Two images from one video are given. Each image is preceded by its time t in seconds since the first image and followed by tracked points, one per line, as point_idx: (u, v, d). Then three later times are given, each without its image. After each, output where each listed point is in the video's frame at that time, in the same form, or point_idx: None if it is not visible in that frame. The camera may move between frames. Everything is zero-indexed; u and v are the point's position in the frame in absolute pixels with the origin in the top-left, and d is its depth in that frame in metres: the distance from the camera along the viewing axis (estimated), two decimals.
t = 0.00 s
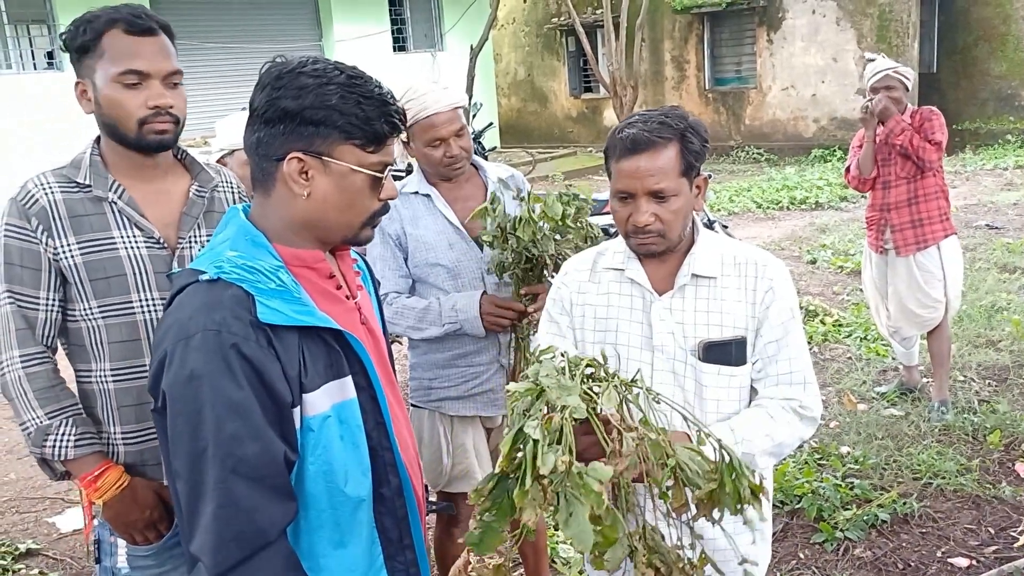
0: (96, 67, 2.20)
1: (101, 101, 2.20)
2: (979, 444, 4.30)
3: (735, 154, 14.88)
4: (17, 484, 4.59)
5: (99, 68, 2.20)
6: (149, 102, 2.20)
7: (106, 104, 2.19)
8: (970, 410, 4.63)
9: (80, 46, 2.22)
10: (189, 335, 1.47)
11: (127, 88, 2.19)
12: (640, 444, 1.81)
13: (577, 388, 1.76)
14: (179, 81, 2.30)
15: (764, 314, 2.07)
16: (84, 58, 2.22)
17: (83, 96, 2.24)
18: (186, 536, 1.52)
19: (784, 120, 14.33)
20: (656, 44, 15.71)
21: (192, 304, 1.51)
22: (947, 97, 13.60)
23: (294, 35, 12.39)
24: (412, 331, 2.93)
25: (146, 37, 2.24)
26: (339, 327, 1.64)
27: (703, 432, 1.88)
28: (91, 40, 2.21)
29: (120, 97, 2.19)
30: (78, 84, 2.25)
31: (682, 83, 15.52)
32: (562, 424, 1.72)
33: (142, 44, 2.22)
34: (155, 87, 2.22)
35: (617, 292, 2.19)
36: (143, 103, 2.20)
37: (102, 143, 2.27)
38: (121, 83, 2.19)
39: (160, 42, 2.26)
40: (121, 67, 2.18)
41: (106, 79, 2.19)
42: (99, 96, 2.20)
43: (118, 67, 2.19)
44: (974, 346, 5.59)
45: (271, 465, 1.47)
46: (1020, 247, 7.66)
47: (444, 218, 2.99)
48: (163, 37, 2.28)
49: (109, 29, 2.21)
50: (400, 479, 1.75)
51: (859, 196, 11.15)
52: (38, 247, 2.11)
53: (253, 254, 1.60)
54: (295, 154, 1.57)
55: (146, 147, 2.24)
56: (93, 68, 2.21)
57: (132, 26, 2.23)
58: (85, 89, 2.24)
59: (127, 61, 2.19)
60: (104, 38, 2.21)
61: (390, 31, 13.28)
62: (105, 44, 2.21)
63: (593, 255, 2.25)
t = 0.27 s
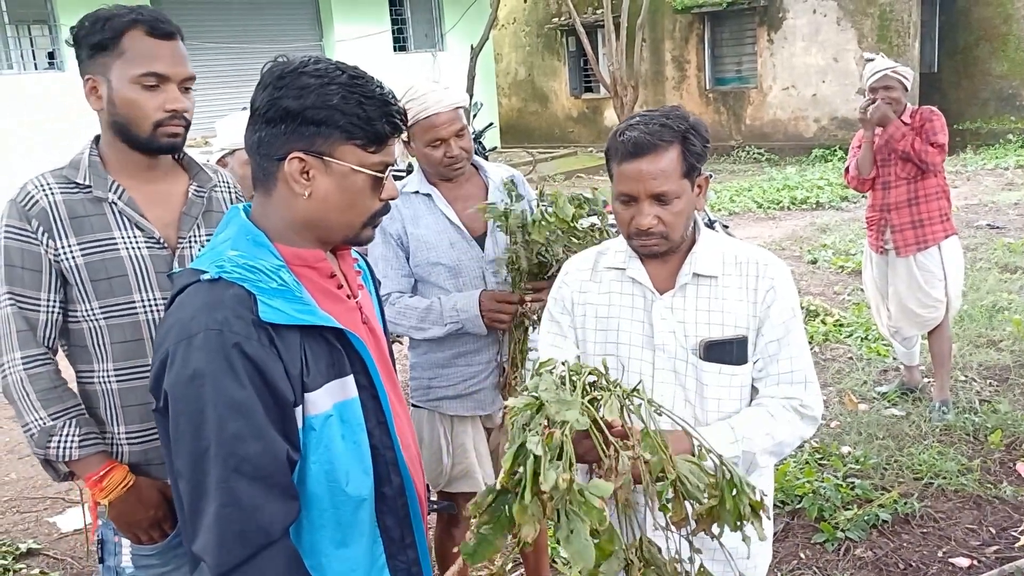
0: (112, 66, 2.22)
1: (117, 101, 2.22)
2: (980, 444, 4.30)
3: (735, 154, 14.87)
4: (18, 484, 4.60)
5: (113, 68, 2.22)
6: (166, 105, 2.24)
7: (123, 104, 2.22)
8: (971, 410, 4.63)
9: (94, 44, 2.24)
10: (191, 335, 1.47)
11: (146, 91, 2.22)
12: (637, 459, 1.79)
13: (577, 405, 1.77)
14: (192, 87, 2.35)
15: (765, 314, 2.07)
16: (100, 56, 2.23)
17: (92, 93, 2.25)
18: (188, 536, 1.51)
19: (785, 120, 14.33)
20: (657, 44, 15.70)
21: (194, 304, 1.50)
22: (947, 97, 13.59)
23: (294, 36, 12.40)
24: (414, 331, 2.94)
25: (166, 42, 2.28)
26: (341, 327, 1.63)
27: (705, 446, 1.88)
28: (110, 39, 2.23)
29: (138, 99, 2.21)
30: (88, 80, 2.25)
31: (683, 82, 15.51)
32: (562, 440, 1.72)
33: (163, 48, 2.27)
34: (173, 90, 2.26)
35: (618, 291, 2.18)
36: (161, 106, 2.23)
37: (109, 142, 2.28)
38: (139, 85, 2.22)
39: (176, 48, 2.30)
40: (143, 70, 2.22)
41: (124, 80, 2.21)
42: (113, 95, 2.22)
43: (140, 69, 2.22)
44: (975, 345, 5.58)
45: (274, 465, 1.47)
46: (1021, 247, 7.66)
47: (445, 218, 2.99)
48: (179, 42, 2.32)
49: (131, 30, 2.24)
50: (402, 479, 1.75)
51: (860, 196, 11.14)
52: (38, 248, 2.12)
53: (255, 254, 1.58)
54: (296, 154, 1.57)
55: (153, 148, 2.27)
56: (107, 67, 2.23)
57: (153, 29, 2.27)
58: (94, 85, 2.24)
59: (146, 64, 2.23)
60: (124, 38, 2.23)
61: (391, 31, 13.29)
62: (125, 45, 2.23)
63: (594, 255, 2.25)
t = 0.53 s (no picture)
0: (119, 67, 2.22)
1: (124, 102, 2.22)
2: (981, 444, 4.30)
3: (736, 154, 14.87)
4: (19, 485, 4.60)
5: (121, 70, 2.22)
6: (174, 109, 2.25)
7: (130, 107, 2.22)
8: (972, 410, 4.62)
9: (100, 45, 2.24)
10: (190, 336, 1.46)
11: (155, 93, 2.23)
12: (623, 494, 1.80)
13: (568, 440, 1.70)
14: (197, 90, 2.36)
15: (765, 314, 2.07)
16: (107, 57, 2.23)
17: (97, 94, 2.25)
18: (189, 538, 1.51)
19: (785, 120, 14.33)
20: (658, 45, 15.70)
21: (193, 306, 1.50)
22: (948, 97, 13.59)
23: (295, 36, 12.40)
24: (416, 333, 2.94)
25: (173, 45, 2.30)
26: (341, 328, 1.63)
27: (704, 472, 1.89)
28: (117, 40, 2.23)
29: (145, 101, 2.22)
30: (93, 81, 2.25)
31: (684, 83, 15.51)
32: (552, 481, 1.66)
33: (171, 51, 2.28)
34: (180, 93, 2.27)
35: (618, 292, 2.18)
36: (168, 109, 2.24)
37: (111, 142, 2.28)
38: (147, 88, 2.22)
39: (183, 52, 2.32)
40: (152, 73, 2.23)
41: (132, 82, 2.22)
42: (119, 97, 2.22)
43: (148, 71, 2.23)
44: (976, 346, 5.58)
45: (274, 466, 1.46)
46: (1022, 248, 7.65)
47: (446, 219, 2.99)
48: (185, 46, 2.34)
49: (139, 32, 2.25)
50: (402, 480, 1.74)
51: (861, 197, 11.14)
52: (40, 250, 2.12)
53: (254, 255, 1.58)
54: (295, 156, 1.57)
55: (159, 150, 2.28)
56: (114, 69, 2.23)
57: (161, 32, 2.28)
58: (100, 85, 2.24)
59: (154, 66, 2.23)
60: (132, 40, 2.24)
61: (391, 31, 13.29)
62: (134, 47, 2.24)
63: (595, 255, 2.25)
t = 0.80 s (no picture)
0: (122, 67, 2.22)
1: (127, 103, 2.22)
2: (982, 445, 4.29)
3: (737, 154, 14.86)
4: (19, 485, 4.60)
5: (124, 70, 2.22)
6: (177, 109, 2.25)
7: (133, 107, 2.22)
8: (974, 411, 4.61)
9: (103, 45, 2.23)
10: (189, 337, 1.45)
11: (158, 94, 2.23)
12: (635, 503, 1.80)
13: (579, 452, 1.72)
14: (198, 89, 2.35)
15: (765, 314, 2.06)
16: (110, 57, 2.22)
17: (99, 94, 2.24)
18: (187, 538, 1.50)
19: (787, 120, 14.32)
20: (658, 45, 15.68)
21: (191, 306, 1.49)
22: (949, 97, 13.58)
23: (296, 36, 12.40)
24: (417, 334, 2.94)
25: (176, 45, 2.29)
26: (340, 329, 1.62)
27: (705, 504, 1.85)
28: (121, 40, 2.22)
29: (148, 101, 2.22)
30: (96, 81, 2.24)
31: (685, 83, 15.49)
32: (563, 493, 1.69)
33: (174, 51, 2.27)
34: (182, 94, 2.26)
35: (618, 291, 2.17)
36: (171, 109, 2.24)
37: (114, 143, 2.27)
38: (151, 88, 2.22)
39: (186, 52, 2.31)
40: (155, 73, 2.22)
41: (135, 82, 2.21)
42: (121, 97, 2.22)
43: (151, 72, 2.22)
44: (978, 346, 5.57)
45: (273, 467, 1.45)
46: None
47: (448, 219, 2.98)
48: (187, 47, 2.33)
49: (142, 33, 2.24)
50: (402, 482, 1.74)
51: (862, 197, 11.13)
52: (42, 250, 2.12)
53: (253, 255, 1.57)
54: (295, 156, 1.56)
55: (162, 151, 2.28)
56: (117, 69, 2.22)
57: (165, 32, 2.27)
58: (102, 85, 2.24)
59: (157, 67, 2.23)
60: (135, 40, 2.23)
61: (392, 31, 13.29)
62: (137, 47, 2.23)
63: (595, 255, 2.24)
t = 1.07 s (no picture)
0: (120, 69, 2.21)
1: (126, 104, 2.21)
2: (985, 444, 4.27)
3: (739, 153, 14.85)
4: (20, 487, 4.59)
5: (122, 72, 2.21)
6: (176, 111, 2.24)
7: (132, 109, 2.21)
8: (976, 410, 4.59)
9: (100, 47, 2.22)
10: (189, 338, 1.44)
11: (156, 95, 2.22)
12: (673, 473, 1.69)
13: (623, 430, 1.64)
14: (197, 91, 2.34)
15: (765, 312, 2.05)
16: (107, 59, 2.22)
17: (98, 96, 2.24)
18: (188, 541, 1.49)
19: (788, 119, 14.30)
20: (659, 44, 15.68)
21: (191, 307, 1.48)
22: (950, 96, 13.56)
23: (297, 37, 12.39)
24: (419, 334, 2.93)
25: (174, 46, 2.29)
26: (340, 329, 1.61)
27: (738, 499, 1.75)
28: (118, 42, 2.22)
29: (147, 103, 2.21)
30: (94, 83, 2.24)
31: (685, 82, 15.48)
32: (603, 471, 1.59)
33: (173, 52, 2.26)
34: (181, 95, 2.26)
35: (619, 292, 2.17)
36: (169, 110, 2.23)
37: (112, 145, 2.27)
38: (149, 90, 2.21)
39: (184, 54, 2.30)
40: (153, 74, 2.21)
41: (134, 83, 2.21)
42: (120, 99, 2.21)
43: (149, 73, 2.21)
44: (980, 345, 5.56)
45: (274, 469, 1.44)
46: None
47: (449, 219, 2.98)
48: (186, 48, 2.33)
49: (140, 34, 2.24)
50: (403, 483, 1.73)
51: (863, 196, 11.12)
52: (41, 253, 2.11)
53: (254, 256, 1.56)
54: (296, 156, 1.55)
55: (161, 153, 2.27)
56: (115, 71, 2.21)
57: (163, 33, 2.27)
58: (100, 87, 2.23)
59: (155, 68, 2.22)
60: (133, 42, 2.22)
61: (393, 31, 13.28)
62: (134, 48, 2.22)
63: (595, 256, 2.23)
